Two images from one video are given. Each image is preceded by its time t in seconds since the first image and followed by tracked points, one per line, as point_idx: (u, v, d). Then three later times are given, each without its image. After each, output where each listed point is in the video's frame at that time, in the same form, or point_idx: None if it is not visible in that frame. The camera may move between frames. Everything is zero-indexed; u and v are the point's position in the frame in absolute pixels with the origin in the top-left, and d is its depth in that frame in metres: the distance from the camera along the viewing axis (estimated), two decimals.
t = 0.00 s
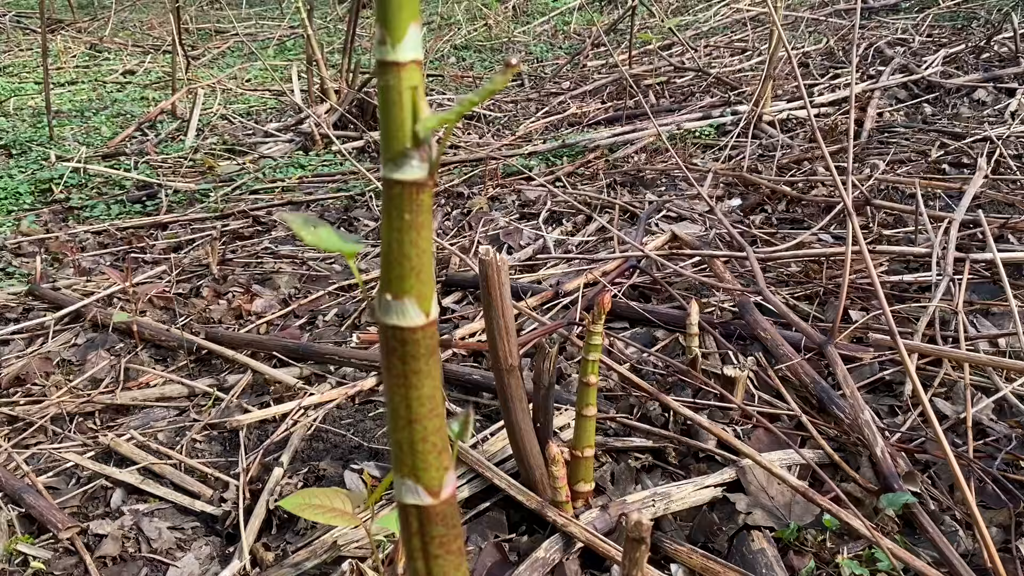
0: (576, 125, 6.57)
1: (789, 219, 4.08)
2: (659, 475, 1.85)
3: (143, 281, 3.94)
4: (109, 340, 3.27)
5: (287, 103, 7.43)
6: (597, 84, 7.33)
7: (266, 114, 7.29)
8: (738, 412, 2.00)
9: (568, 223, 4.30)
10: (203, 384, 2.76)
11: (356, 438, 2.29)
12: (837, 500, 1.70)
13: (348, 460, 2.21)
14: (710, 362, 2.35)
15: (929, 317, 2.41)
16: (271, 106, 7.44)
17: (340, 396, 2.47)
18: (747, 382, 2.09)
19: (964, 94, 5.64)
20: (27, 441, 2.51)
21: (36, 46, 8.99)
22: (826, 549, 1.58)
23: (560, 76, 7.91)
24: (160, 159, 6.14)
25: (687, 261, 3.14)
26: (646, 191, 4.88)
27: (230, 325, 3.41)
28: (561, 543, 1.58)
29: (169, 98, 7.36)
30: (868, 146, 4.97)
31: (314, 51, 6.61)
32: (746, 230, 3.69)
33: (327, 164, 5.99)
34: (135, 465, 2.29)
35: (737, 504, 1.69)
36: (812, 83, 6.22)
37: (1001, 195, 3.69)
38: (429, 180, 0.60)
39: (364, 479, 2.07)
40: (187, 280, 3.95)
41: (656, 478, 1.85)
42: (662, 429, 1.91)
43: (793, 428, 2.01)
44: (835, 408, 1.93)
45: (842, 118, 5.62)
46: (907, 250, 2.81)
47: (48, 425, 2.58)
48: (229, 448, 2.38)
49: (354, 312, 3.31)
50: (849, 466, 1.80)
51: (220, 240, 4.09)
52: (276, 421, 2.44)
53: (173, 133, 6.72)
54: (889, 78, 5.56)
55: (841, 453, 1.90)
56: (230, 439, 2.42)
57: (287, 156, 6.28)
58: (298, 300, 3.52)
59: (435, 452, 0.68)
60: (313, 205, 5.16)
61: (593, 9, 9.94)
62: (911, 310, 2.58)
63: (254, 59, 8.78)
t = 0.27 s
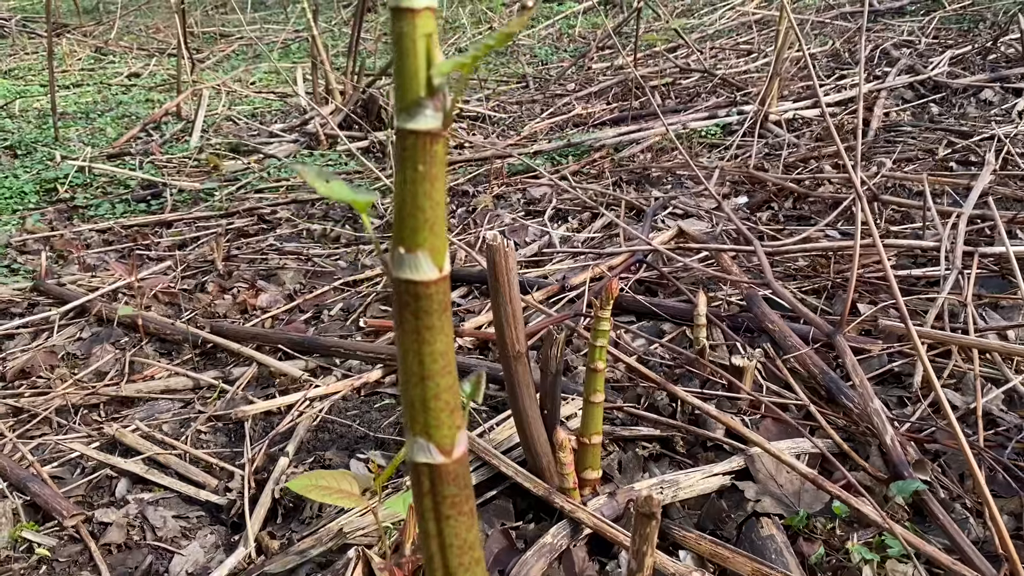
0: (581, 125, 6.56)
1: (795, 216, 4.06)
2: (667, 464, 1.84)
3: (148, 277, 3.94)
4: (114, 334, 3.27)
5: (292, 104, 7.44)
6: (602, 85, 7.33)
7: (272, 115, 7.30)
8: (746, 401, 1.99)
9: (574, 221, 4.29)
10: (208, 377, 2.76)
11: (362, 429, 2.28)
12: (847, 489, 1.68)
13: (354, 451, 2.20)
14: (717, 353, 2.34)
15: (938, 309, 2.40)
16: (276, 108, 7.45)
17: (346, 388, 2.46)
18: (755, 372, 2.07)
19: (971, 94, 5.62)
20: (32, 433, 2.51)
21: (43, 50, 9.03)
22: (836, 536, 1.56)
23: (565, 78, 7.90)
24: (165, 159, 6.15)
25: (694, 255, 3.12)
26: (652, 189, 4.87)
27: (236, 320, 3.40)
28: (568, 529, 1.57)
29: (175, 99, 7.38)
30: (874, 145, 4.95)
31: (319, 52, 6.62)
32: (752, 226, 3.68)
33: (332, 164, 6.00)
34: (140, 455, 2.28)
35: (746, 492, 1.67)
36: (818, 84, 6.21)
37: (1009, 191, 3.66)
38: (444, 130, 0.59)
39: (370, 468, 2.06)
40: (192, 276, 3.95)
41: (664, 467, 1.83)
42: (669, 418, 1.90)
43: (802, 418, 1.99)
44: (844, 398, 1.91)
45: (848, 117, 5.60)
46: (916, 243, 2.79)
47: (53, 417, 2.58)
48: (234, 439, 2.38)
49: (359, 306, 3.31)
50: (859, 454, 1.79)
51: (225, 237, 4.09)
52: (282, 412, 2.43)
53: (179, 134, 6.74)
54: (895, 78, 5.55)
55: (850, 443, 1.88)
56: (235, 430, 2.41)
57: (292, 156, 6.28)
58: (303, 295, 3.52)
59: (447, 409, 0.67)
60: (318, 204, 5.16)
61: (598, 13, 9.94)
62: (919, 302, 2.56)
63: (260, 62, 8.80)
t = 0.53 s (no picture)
0: (582, 121, 6.55)
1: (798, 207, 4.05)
2: (669, 446, 1.83)
3: (149, 268, 3.93)
4: (115, 323, 3.26)
5: (293, 101, 7.44)
6: (603, 82, 7.32)
7: (272, 111, 7.30)
8: (749, 385, 1.97)
9: (575, 213, 4.28)
10: (209, 364, 2.75)
11: (364, 414, 2.28)
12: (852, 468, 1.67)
13: (355, 435, 2.19)
14: (720, 338, 2.32)
15: (941, 294, 2.38)
16: (277, 104, 7.44)
17: (348, 374, 2.46)
18: (758, 355, 2.05)
19: (972, 89, 5.61)
20: (33, 420, 2.50)
21: (44, 49, 9.02)
22: (840, 515, 1.55)
23: (565, 75, 7.89)
24: (166, 154, 6.14)
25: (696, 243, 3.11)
26: (653, 181, 4.86)
27: (237, 310, 3.40)
28: (570, 508, 1.56)
29: (176, 96, 7.37)
30: (875, 138, 4.94)
31: (320, 48, 6.62)
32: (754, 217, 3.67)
33: (333, 159, 5.99)
34: (141, 440, 2.27)
35: (749, 472, 1.66)
36: (819, 79, 6.20)
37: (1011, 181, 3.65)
38: (448, 70, 0.59)
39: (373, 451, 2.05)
40: (193, 267, 3.94)
41: (666, 449, 1.82)
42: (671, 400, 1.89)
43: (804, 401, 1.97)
44: (847, 380, 1.89)
45: (849, 112, 5.59)
46: (918, 230, 2.78)
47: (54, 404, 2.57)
48: (235, 425, 2.37)
49: (361, 296, 3.30)
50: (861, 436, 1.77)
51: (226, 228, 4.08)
52: (283, 397, 2.43)
53: (180, 130, 6.73)
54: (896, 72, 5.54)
55: (853, 426, 1.86)
56: (237, 416, 2.40)
57: (293, 152, 6.27)
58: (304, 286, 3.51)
59: (452, 358, 0.67)
60: (318, 197, 5.15)
61: (598, 11, 9.93)
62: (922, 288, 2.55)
63: (261, 59, 8.79)
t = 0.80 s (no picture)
0: (580, 114, 6.53)
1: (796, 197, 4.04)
2: (667, 429, 1.82)
3: (146, 259, 3.91)
4: (112, 313, 3.25)
5: (290, 95, 7.41)
6: (601, 76, 7.30)
7: (269, 105, 7.27)
8: (747, 368, 1.96)
9: (573, 203, 4.27)
10: (206, 352, 2.74)
11: (361, 401, 2.27)
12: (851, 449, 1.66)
13: (353, 420, 2.18)
14: (718, 323, 2.31)
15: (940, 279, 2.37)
16: (273, 98, 7.41)
17: (346, 361, 2.45)
18: (756, 338, 2.04)
19: (970, 80, 5.60)
20: (29, 407, 2.48)
21: (40, 45, 8.97)
22: (840, 496, 1.54)
23: (563, 69, 7.87)
24: (163, 148, 6.11)
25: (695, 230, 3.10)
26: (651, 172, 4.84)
27: (234, 299, 3.38)
28: (569, 489, 1.56)
29: (173, 90, 7.34)
30: (873, 129, 4.93)
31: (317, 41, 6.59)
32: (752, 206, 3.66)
33: (330, 151, 5.96)
34: (138, 427, 2.25)
35: (748, 454, 1.65)
36: (817, 71, 6.18)
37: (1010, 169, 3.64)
38: (445, 19, 0.57)
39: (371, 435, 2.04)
40: (190, 258, 3.93)
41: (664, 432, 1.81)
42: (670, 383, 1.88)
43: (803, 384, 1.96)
44: (846, 364, 1.87)
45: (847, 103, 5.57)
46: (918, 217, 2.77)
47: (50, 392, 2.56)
48: (232, 411, 2.36)
49: (358, 284, 3.29)
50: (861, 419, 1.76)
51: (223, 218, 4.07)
52: (281, 384, 2.42)
53: (177, 124, 6.70)
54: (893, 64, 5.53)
55: (852, 409, 1.85)
56: (234, 403, 2.39)
57: (290, 145, 6.24)
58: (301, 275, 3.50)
59: (450, 318, 0.66)
60: (316, 189, 5.13)
61: (596, 7, 9.91)
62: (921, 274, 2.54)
63: (257, 54, 8.75)
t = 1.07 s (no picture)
0: (576, 101, 6.49)
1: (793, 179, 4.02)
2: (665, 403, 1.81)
3: (139, 243, 3.87)
4: (105, 295, 3.22)
5: (284, 84, 7.35)
6: (596, 64, 7.25)
7: (263, 93, 7.20)
8: (745, 343, 1.94)
9: (569, 187, 4.24)
10: (200, 333, 2.71)
11: (357, 379, 2.25)
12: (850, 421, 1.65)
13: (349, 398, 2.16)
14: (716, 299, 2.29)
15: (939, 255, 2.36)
16: (267, 86, 7.34)
17: (341, 341, 2.43)
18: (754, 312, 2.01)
19: (966, 65, 5.58)
20: (21, 388, 2.46)
21: (31, 36, 8.88)
22: (839, 467, 1.53)
23: (558, 58, 7.82)
24: (156, 135, 6.04)
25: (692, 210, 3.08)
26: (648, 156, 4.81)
27: (228, 281, 3.36)
28: (566, 460, 1.54)
29: (166, 79, 7.26)
30: (870, 113, 4.91)
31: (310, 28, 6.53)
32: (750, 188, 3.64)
33: (325, 138, 5.91)
34: (132, 405, 2.23)
35: (747, 426, 1.63)
36: (813, 58, 6.16)
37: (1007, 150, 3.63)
38: None
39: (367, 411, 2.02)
40: (184, 242, 3.89)
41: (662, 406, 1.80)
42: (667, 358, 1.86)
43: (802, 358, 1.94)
44: (845, 338, 1.85)
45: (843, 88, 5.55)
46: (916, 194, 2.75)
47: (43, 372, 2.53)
48: (227, 390, 2.34)
49: (354, 266, 3.26)
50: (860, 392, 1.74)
51: (217, 202, 4.03)
52: (276, 363, 2.40)
53: (170, 112, 6.63)
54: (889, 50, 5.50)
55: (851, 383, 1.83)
56: (228, 382, 2.37)
57: (285, 132, 6.19)
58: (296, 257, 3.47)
59: (448, 256, 0.64)
60: (310, 175, 5.09)
61: None
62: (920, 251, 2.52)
63: (251, 44, 8.67)
